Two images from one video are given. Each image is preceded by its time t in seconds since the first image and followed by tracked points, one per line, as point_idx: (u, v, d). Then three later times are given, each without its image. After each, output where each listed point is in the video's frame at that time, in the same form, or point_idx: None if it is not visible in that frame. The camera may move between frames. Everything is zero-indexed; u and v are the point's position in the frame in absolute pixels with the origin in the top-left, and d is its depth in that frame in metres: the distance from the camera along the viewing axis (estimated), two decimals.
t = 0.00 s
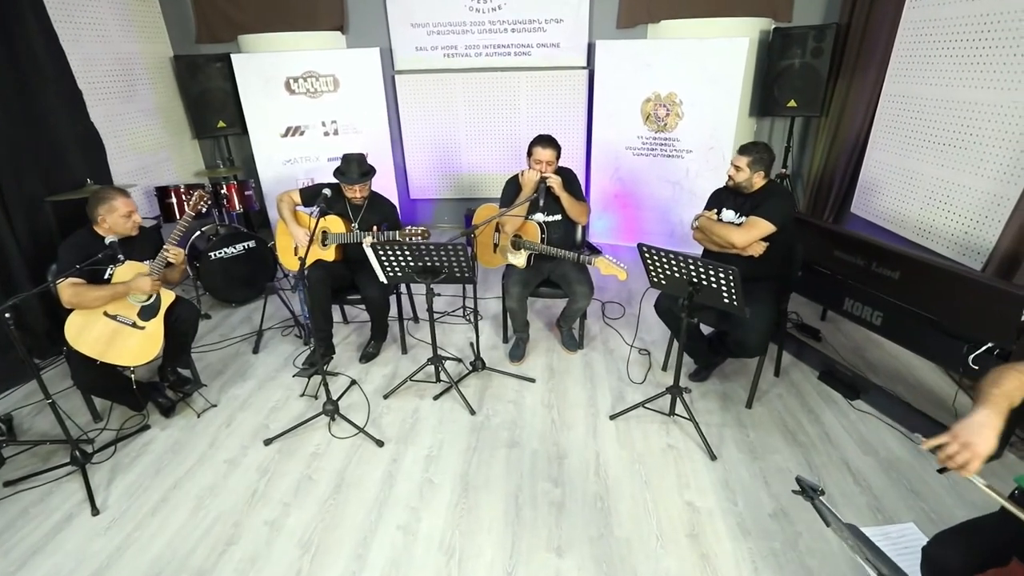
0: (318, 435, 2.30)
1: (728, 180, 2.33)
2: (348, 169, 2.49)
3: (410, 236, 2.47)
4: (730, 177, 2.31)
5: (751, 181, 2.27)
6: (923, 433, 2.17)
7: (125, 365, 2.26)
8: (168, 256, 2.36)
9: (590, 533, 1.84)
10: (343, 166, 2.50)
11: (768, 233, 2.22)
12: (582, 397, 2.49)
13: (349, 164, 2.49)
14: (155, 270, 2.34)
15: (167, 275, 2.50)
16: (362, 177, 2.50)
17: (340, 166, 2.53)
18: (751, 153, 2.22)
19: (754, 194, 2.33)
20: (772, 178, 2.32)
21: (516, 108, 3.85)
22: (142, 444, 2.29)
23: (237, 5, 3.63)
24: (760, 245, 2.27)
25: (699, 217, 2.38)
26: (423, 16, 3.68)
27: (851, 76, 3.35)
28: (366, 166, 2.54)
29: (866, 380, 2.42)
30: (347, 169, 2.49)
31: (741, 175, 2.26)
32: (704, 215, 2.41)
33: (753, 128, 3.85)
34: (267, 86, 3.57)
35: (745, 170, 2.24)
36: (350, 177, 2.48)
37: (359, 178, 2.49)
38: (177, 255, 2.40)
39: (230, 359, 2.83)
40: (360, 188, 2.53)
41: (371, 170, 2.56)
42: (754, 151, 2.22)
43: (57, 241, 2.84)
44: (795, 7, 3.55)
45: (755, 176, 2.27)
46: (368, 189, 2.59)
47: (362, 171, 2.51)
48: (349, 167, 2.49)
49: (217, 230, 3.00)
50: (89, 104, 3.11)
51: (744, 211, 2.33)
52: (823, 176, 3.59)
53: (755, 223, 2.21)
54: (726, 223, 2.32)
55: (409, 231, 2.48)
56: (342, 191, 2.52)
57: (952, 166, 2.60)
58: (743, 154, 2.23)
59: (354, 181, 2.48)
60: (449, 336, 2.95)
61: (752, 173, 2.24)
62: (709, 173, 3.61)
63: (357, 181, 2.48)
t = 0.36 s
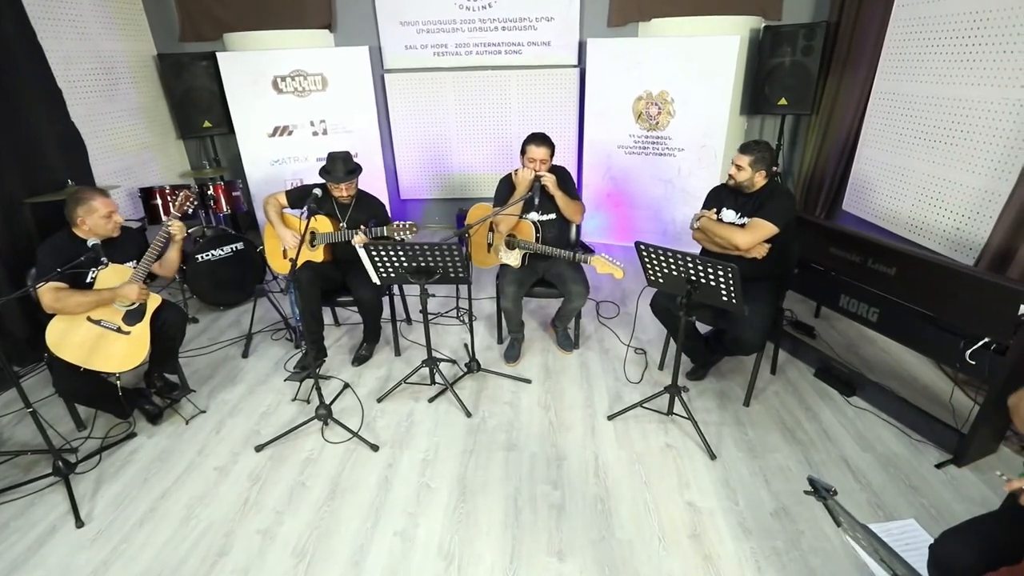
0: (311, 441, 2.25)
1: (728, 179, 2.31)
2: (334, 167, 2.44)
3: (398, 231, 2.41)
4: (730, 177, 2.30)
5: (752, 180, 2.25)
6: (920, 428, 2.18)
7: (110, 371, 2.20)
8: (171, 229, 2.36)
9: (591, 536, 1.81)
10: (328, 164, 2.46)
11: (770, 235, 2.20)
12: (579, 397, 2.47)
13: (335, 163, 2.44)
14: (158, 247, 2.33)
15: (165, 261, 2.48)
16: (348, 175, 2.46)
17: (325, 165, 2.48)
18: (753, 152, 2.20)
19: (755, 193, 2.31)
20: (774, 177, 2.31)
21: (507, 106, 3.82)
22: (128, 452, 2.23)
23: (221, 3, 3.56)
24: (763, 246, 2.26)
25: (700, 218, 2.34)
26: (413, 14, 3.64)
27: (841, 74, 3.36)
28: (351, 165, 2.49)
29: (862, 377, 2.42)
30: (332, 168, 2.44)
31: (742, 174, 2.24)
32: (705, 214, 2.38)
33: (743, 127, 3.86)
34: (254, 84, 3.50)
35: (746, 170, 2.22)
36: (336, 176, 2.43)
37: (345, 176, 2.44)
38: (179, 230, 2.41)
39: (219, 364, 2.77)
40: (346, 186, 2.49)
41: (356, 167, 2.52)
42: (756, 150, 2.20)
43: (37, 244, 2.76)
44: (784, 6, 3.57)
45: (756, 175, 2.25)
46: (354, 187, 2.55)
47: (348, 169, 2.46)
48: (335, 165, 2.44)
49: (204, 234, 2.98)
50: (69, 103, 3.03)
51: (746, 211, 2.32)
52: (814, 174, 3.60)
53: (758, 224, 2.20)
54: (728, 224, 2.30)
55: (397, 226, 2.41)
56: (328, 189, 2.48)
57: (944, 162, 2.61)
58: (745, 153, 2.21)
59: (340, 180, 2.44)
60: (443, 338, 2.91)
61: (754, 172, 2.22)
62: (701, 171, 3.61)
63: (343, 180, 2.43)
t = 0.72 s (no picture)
0: (304, 447, 2.20)
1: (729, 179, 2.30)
2: (319, 167, 2.38)
3: (387, 227, 2.35)
4: (731, 178, 2.29)
5: (753, 181, 2.25)
6: (917, 424, 2.18)
7: (94, 379, 2.12)
8: (155, 229, 2.32)
9: (594, 540, 1.78)
10: (313, 164, 2.39)
11: (772, 238, 2.19)
12: (577, 398, 2.44)
13: (319, 162, 2.38)
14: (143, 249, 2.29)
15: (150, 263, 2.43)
16: (333, 175, 2.40)
17: (309, 165, 2.41)
18: (754, 153, 2.19)
19: (757, 194, 2.31)
20: (774, 176, 2.29)
21: (497, 105, 3.78)
22: (113, 463, 2.15)
23: None
24: (765, 249, 2.27)
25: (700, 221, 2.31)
26: (401, 12, 3.59)
27: (830, 72, 3.38)
28: (336, 163, 2.42)
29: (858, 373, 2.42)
30: (316, 167, 2.38)
31: (743, 175, 2.24)
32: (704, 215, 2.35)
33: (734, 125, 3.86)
34: (239, 83, 3.43)
35: (747, 170, 2.22)
36: (321, 176, 2.37)
37: (331, 176, 2.38)
38: (163, 230, 2.36)
39: (207, 369, 2.70)
40: (332, 186, 2.43)
41: (342, 166, 2.45)
42: (757, 151, 2.19)
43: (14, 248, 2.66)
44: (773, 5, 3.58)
45: (757, 176, 2.25)
46: (341, 186, 2.49)
47: (334, 169, 2.40)
48: (320, 165, 2.38)
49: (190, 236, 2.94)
50: (46, 103, 2.94)
51: (749, 213, 2.31)
52: (804, 172, 3.61)
53: (760, 227, 2.18)
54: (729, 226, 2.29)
55: (385, 223, 2.35)
56: (313, 190, 2.42)
57: (934, 159, 2.63)
58: (746, 154, 2.20)
59: (325, 180, 2.37)
60: (437, 340, 2.86)
61: (754, 173, 2.22)
62: (693, 170, 3.61)
63: (328, 180, 2.37)
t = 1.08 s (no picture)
0: (296, 455, 2.14)
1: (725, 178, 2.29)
2: (307, 164, 2.34)
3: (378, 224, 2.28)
4: (727, 176, 2.28)
5: (749, 179, 2.24)
6: (913, 419, 2.19)
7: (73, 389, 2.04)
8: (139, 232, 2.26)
9: (598, 543, 1.76)
10: (300, 161, 2.35)
11: (770, 236, 2.19)
12: (575, 399, 2.41)
13: (307, 158, 2.34)
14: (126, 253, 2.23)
15: (134, 268, 2.36)
16: (321, 172, 2.35)
17: (297, 162, 2.37)
18: (751, 151, 2.19)
19: (753, 193, 2.30)
20: (769, 174, 2.29)
21: (487, 104, 3.74)
22: (97, 475, 2.08)
23: None
24: (764, 248, 2.26)
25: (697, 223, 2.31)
26: (389, 11, 3.54)
27: (819, 70, 3.40)
28: (325, 161, 2.38)
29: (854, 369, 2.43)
30: (304, 164, 2.34)
31: (740, 174, 2.23)
32: (701, 214, 2.35)
33: (723, 124, 3.88)
34: (223, 82, 3.35)
35: (744, 169, 2.21)
36: (309, 173, 2.32)
37: (319, 173, 2.33)
38: (147, 233, 2.30)
39: (194, 376, 2.62)
40: (320, 183, 2.38)
41: (331, 163, 2.41)
42: (753, 150, 2.18)
43: None
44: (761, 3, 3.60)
45: (753, 174, 2.24)
46: (329, 184, 2.43)
47: (322, 165, 2.36)
48: (308, 162, 2.34)
49: (174, 239, 2.87)
50: (22, 102, 2.84)
51: (746, 212, 2.31)
52: (794, 169, 3.63)
53: (758, 226, 2.18)
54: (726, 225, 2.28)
55: (377, 220, 2.28)
56: (301, 188, 2.37)
57: (924, 155, 2.65)
58: (743, 153, 2.19)
59: (313, 176, 2.32)
60: (430, 342, 2.81)
61: (751, 172, 2.21)
62: (684, 168, 3.61)
63: (316, 176, 2.32)
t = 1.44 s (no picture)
0: (289, 462, 2.08)
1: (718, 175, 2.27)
2: (293, 163, 2.27)
3: (370, 224, 2.23)
4: (721, 173, 2.26)
5: (743, 176, 2.23)
6: (910, 413, 2.20)
7: (54, 399, 1.96)
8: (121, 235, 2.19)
9: (602, 545, 1.73)
10: (286, 160, 2.29)
11: (767, 233, 2.19)
12: (572, 399, 2.39)
13: (292, 157, 2.28)
14: (106, 257, 2.17)
15: (116, 272, 2.29)
16: (308, 171, 2.29)
17: (283, 161, 2.31)
18: (745, 148, 2.17)
19: (747, 189, 2.29)
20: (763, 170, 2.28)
21: (476, 102, 3.70)
22: (80, 487, 2.00)
23: None
24: (760, 244, 2.25)
25: (695, 218, 2.30)
26: (376, 8, 3.48)
27: (807, 68, 3.43)
28: (311, 159, 2.32)
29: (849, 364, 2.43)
30: (290, 163, 2.28)
31: (733, 171, 2.21)
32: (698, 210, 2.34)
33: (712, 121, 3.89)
34: (206, 81, 3.27)
35: (737, 166, 2.19)
36: (294, 172, 2.26)
37: (305, 171, 2.27)
38: (130, 236, 2.23)
39: (180, 382, 2.54)
40: (307, 182, 2.31)
41: (318, 161, 2.35)
42: (747, 146, 2.17)
43: None
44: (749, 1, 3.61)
45: (747, 170, 2.23)
46: (317, 183, 2.37)
47: (308, 164, 2.30)
48: (293, 161, 2.28)
49: (157, 242, 2.79)
50: None
51: (740, 208, 2.29)
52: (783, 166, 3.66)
53: (755, 223, 2.17)
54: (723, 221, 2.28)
55: (369, 221, 2.24)
56: (288, 188, 2.30)
57: (912, 151, 2.67)
58: (736, 150, 2.18)
59: (299, 175, 2.26)
60: (424, 344, 2.77)
61: (745, 168, 2.20)
62: (674, 166, 3.61)
63: (303, 175, 2.26)
